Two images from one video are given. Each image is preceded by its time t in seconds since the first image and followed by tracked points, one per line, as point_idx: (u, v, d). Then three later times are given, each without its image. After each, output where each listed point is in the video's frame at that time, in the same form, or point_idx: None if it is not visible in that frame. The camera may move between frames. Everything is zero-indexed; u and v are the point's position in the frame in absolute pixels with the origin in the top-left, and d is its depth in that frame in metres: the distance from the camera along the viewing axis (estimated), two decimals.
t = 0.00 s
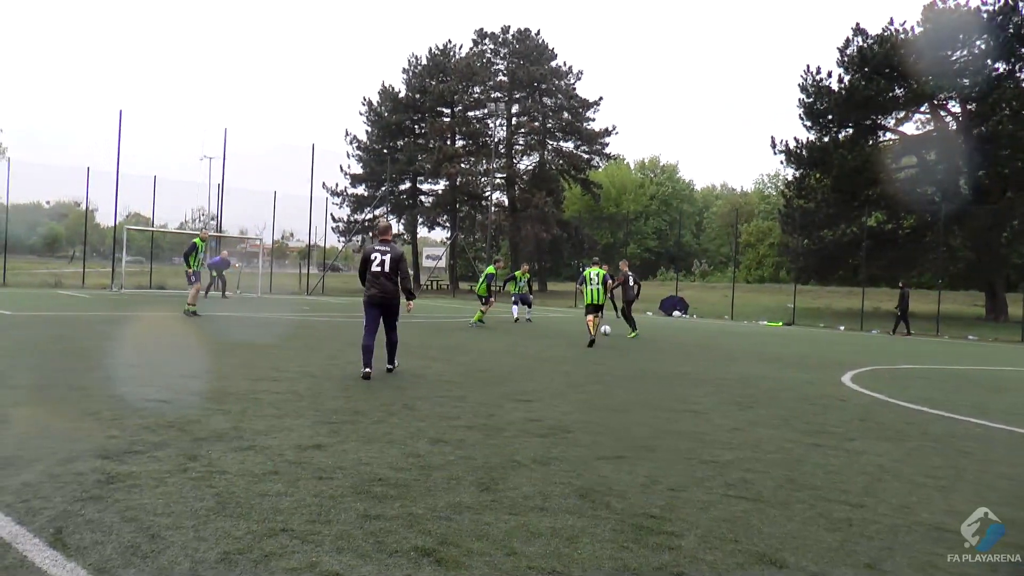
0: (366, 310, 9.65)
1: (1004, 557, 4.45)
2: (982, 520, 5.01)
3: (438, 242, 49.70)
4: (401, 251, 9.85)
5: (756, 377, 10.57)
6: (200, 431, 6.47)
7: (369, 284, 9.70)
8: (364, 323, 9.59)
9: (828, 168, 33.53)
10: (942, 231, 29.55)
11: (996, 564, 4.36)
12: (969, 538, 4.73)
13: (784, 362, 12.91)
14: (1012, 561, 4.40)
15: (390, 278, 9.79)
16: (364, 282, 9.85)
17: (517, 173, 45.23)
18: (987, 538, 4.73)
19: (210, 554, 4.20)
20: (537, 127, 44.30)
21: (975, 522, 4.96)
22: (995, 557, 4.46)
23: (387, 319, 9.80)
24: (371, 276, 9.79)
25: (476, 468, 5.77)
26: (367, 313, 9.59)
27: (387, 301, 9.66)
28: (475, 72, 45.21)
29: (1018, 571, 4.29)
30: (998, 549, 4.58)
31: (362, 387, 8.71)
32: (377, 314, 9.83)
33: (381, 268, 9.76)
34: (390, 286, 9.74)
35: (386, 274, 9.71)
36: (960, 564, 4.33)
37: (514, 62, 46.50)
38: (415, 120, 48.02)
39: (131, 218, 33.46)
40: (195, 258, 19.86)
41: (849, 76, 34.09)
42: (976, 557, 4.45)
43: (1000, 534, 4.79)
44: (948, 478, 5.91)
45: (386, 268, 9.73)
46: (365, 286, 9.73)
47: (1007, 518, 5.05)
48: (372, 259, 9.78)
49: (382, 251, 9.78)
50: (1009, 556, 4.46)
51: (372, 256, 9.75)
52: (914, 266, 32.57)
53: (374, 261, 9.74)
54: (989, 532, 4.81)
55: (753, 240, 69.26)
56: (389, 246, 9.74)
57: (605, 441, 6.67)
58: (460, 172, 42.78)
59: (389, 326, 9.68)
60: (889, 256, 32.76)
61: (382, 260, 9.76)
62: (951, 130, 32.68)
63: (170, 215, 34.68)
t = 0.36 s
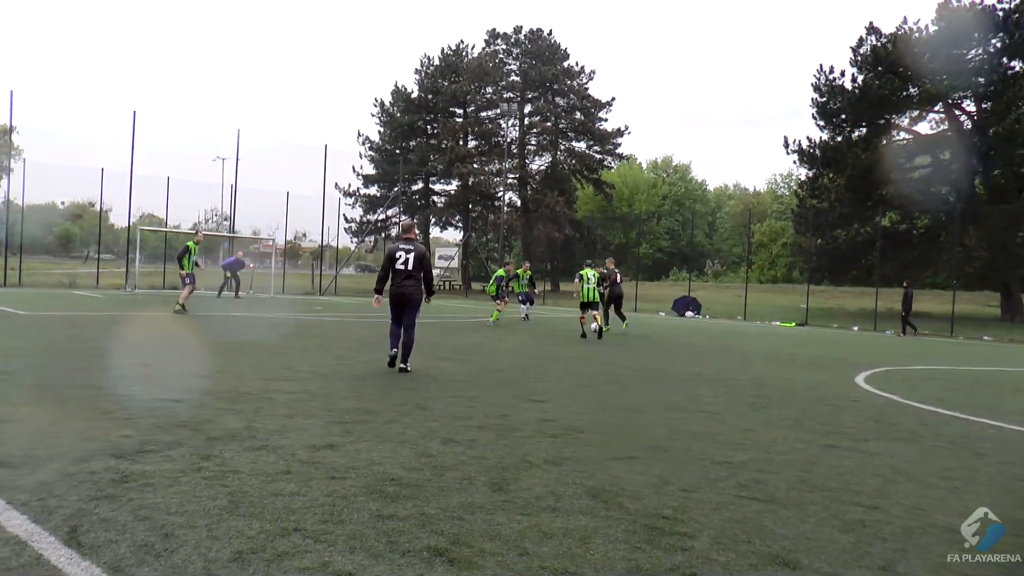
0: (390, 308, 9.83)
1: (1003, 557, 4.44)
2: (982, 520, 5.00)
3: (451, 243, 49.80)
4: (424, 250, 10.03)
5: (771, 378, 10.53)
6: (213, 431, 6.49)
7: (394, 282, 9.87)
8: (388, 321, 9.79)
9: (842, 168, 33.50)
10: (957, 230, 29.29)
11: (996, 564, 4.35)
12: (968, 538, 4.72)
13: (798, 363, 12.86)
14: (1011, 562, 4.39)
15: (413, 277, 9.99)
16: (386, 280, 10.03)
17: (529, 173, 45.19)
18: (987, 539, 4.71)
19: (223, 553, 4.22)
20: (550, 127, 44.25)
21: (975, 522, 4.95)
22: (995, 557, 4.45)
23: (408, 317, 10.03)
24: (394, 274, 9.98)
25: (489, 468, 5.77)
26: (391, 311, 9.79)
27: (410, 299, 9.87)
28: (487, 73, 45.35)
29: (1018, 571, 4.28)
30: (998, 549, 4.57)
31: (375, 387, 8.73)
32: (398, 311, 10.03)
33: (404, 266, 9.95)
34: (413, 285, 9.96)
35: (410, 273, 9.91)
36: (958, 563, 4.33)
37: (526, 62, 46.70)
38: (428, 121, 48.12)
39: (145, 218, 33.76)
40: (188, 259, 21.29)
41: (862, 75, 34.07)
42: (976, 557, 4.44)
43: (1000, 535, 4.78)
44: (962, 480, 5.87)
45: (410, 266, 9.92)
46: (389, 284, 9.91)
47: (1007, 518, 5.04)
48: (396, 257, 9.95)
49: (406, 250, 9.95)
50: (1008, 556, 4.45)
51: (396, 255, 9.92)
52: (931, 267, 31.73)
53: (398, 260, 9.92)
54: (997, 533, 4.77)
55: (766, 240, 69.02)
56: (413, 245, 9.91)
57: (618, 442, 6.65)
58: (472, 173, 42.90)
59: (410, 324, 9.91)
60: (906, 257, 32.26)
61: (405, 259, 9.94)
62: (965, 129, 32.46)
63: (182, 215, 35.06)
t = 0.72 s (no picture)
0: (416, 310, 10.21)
1: (1002, 557, 4.45)
2: (981, 519, 5.01)
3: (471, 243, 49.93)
4: (448, 253, 10.36)
5: (794, 379, 10.46)
6: (236, 431, 6.53)
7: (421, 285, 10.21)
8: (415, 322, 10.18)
9: (867, 167, 33.79)
10: (981, 231, 28.94)
11: (996, 564, 4.36)
12: (967, 538, 4.74)
13: (821, 364, 12.74)
14: (1010, 561, 4.39)
15: (438, 278, 10.34)
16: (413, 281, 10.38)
17: (550, 173, 45.06)
18: (986, 539, 4.72)
19: (246, 552, 4.24)
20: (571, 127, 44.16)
21: (975, 522, 4.96)
22: (993, 557, 4.45)
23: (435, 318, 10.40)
24: (420, 277, 10.34)
25: (511, 469, 5.77)
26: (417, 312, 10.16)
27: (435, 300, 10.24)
28: (509, 73, 45.54)
29: (1018, 571, 4.29)
30: (998, 549, 4.58)
31: (397, 387, 8.75)
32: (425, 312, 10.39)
33: (430, 268, 10.29)
34: (438, 287, 10.32)
35: (436, 275, 10.26)
36: (957, 563, 4.34)
37: (547, 62, 46.66)
38: (449, 121, 48.26)
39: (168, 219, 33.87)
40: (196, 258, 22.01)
41: (886, 75, 34.08)
42: (976, 557, 4.45)
43: (998, 535, 4.79)
44: (986, 483, 5.80)
45: (435, 269, 10.26)
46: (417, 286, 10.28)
47: (1006, 518, 5.04)
48: (423, 260, 10.28)
49: (432, 253, 10.29)
50: (1008, 556, 4.45)
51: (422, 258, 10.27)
52: (954, 266, 30.86)
53: (424, 263, 10.25)
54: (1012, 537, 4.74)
55: (788, 241, 68.47)
56: (439, 249, 10.22)
57: (640, 443, 6.64)
58: (494, 174, 43.07)
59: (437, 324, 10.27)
60: (930, 258, 31.35)
61: (431, 261, 10.28)
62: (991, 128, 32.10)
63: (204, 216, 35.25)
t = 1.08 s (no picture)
0: (446, 307, 10.97)
1: (1002, 557, 4.45)
2: (981, 519, 5.00)
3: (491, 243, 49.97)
4: (473, 252, 11.05)
5: (816, 380, 10.38)
6: (257, 430, 6.57)
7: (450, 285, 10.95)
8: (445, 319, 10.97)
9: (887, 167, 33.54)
10: (1006, 231, 28.65)
11: (995, 564, 4.36)
12: (967, 537, 4.73)
13: (843, 365, 12.62)
14: (1008, 561, 4.40)
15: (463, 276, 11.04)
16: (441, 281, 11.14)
17: (571, 174, 44.96)
18: (985, 538, 4.72)
19: (267, 551, 4.27)
20: (591, 128, 44.10)
21: (975, 522, 4.95)
22: (992, 557, 4.45)
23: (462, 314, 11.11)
24: (447, 276, 11.06)
25: (530, 469, 5.77)
26: (447, 309, 10.96)
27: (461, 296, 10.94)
28: (529, 74, 45.61)
29: (1017, 571, 4.29)
30: (998, 549, 4.58)
31: (417, 387, 8.76)
32: (453, 309, 11.10)
33: (456, 268, 11.00)
34: (463, 284, 11.01)
35: (461, 273, 10.96)
36: (956, 563, 4.34)
37: (568, 62, 46.53)
38: (470, 122, 48.40)
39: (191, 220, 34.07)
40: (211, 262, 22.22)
41: (909, 73, 33.76)
42: (975, 556, 4.45)
43: (997, 534, 4.79)
44: (1010, 486, 5.72)
45: (460, 268, 10.96)
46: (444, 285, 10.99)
47: (1007, 518, 5.04)
48: (448, 260, 11.00)
49: (456, 253, 11.00)
50: (1006, 556, 4.45)
51: (447, 258, 10.99)
52: (976, 267, 31.11)
53: (449, 262, 10.97)
54: (1020, 538, 4.71)
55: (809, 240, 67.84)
56: (464, 249, 10.96)
57: (660, 444, 6.62)
58: (516, 174, 43.22)
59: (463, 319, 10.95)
60: (952, 258, 31.59)
61: (456, 261, 11.00)
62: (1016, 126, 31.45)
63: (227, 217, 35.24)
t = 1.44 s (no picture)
0: (466, 306, 11.47)
1: (1002, 557, 4.46)
2: (982, 520, 5.00)
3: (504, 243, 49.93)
4: (493, 255, 11.63)
5: (830, 381, 10.31)
6: (270, 429, 6.60)
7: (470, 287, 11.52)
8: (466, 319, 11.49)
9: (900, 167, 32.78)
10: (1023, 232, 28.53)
11: (996, 564, 4.37)
12: (968, 537, 4.74)
13: (857, 366, 12.57)
14: (1008, 561, 4.40)
15: (483, 278, 11.61)
16: (461, 284, 11.73)
17: (584, 174, 44.93)
18: (986, 539, 4.73)
19: (280, 550, 4.28)
20: (604, 128, 44.13)
21: (975, 522, 4.96)
22: (992, 557, 4.46)
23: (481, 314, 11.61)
24: (468, 277, 11.60)
25: (542, 469, 5.78)
26: (467, 308, 11.47)
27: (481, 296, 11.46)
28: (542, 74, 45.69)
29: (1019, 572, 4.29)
30: (997, 549, 4.59)
31: (429, 387, 8.78)
32: (472, 309, 11.61)
33: (477, 269, 11.56)
34: (483, 286, 11.56)
35: (482, 274, 11.52)
36: (956, 563, 4.34)
37: (580, 62, 46.59)
38: (483, 122, 48.48)
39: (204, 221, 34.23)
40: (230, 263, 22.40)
41: (923, 72, 33.53)
42: (976, 557, 4.45)
43: (998, 534, 4.79)
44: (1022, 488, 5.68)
45: (482, 270, 11.53)
46: (465, 285, 11.53)
47: (1007, 518, 5.04)
48: (470, 261, 11.56)
49: (478, 256, 11.58)
50: (1006, 557, 4.47)
51: (469, 260, 11.56)
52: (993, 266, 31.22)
53: (471, 264, 11.53)
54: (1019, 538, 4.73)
55: (822, 240, 67.45)
56: (485, 253, 11.58)
57: (673, 444, 6.61)
58: (529, 173, 43.18)
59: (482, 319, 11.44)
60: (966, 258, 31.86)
61: (477, 262, 11.57)
62: None
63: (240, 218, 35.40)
